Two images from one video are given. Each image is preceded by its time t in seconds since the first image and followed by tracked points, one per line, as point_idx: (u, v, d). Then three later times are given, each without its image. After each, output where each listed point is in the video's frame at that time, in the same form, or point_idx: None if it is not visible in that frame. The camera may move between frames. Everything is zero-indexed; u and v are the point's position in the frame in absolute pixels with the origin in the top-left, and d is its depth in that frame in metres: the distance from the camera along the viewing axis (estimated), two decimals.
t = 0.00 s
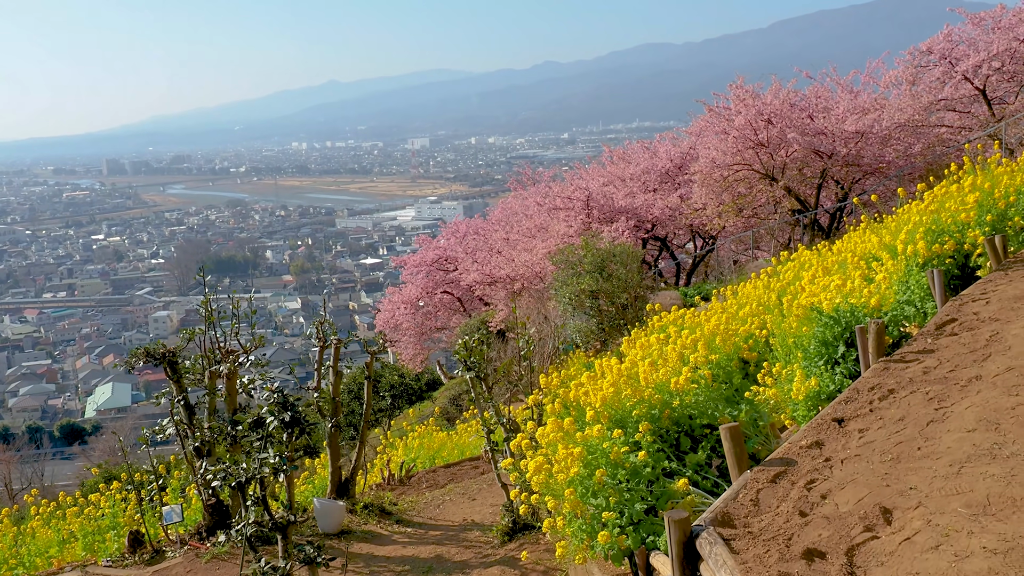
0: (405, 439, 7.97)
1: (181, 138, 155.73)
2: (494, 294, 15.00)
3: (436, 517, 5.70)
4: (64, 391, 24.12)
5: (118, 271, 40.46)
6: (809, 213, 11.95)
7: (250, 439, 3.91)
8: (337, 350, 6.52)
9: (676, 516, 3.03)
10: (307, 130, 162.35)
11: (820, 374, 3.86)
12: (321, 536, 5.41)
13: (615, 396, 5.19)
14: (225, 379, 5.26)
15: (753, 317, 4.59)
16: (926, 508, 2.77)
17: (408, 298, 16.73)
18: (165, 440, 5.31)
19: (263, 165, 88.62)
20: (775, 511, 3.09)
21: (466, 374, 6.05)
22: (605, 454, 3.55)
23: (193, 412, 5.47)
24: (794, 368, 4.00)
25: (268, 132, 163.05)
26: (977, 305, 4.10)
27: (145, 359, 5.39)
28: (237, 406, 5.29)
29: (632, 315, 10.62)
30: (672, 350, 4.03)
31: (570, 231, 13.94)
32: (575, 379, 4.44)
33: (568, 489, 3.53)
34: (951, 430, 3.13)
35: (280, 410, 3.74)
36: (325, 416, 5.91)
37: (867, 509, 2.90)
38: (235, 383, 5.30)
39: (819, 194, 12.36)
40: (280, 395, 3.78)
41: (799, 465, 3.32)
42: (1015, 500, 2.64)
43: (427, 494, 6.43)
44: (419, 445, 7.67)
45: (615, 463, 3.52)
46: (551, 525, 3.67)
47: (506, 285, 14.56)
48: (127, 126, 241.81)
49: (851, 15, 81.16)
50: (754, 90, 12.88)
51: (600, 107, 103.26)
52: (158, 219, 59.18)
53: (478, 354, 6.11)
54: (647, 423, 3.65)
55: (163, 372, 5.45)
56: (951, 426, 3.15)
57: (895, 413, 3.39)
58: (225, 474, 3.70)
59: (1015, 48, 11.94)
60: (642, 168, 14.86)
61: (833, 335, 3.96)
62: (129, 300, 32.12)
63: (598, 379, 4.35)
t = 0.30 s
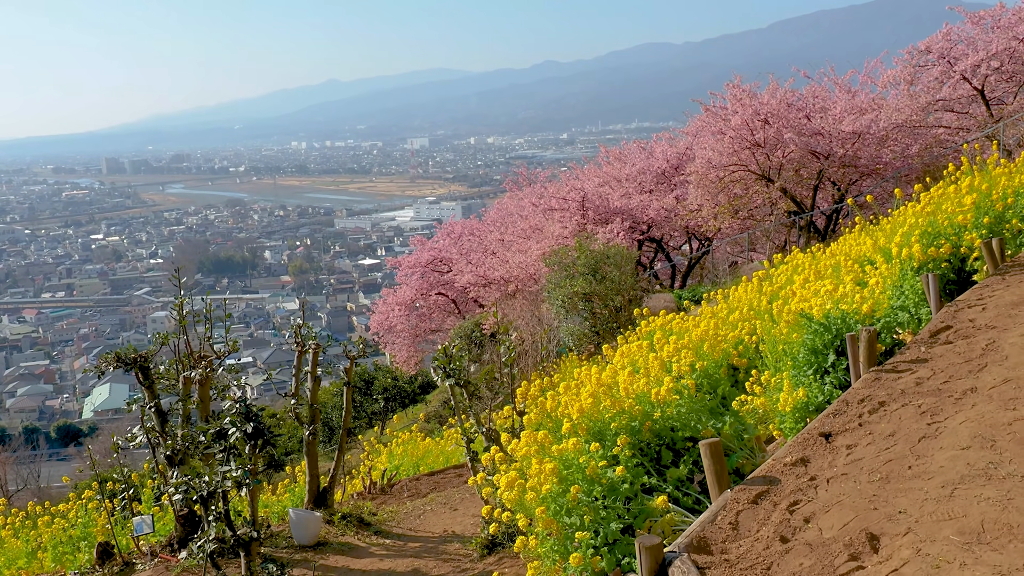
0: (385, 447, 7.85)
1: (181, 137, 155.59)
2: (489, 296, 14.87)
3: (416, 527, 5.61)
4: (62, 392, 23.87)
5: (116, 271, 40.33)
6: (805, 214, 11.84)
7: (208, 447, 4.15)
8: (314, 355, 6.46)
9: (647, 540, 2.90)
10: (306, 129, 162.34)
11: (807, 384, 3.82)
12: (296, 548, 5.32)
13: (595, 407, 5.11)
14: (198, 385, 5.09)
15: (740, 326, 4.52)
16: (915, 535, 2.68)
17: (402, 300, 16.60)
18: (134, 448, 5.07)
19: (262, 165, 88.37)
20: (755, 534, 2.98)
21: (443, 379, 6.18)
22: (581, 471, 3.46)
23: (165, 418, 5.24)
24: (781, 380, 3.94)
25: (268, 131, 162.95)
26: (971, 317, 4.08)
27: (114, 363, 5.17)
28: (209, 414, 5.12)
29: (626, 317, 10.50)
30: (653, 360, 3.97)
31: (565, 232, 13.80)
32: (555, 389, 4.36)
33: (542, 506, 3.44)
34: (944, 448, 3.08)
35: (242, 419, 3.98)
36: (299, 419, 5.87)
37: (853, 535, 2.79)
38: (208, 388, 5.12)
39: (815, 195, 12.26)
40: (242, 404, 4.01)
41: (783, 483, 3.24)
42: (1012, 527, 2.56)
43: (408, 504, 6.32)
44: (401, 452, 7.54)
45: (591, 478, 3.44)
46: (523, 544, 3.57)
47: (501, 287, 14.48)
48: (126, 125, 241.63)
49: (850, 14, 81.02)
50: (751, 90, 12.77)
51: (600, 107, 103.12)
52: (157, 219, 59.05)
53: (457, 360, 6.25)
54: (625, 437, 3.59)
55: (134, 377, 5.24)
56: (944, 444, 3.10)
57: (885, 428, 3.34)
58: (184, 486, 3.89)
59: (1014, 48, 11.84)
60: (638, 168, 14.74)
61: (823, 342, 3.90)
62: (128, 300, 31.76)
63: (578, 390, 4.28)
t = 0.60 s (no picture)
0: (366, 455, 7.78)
1: (182, 137, 155.33)
2: (484, 298, 14.75)
3: (398, 539, 5.52)
4: (61, 392, 23.51)
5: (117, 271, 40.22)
6: (804, 215, 11.72)
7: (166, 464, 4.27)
8: (293, 361, 6.36)
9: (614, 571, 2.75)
10: (306, 130, 162.23)
11: (795, 397, 3.76)
12: (272, 561, 5.22)
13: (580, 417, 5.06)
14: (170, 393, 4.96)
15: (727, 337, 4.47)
16: (904, 564, 2.55)
17: (397, 302, 16.47)
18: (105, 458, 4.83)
19: (262, 165, 88.26)
20: (735, 560, 2.87)
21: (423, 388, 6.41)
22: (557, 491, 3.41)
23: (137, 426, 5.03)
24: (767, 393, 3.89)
25: (268, 132, 162.77)
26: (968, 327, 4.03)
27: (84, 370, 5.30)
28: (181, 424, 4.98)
29: (621, 320, 10.44)
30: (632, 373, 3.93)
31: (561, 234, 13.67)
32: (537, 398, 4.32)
33: (513, 528, 3.44)
34: (937, 468, 2.99)
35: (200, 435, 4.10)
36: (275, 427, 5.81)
37: (839, 565, 2.66)
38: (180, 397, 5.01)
39: (813, 196, 12.15)
40: (200, 419, 4.14)
41: (766, 506, 3.14)
42: (1009, 558, 2.44)
43: (391, 514, 6.19)
44: (386, 459, 7.49)
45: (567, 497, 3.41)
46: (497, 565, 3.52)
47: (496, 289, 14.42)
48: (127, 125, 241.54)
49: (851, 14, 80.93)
50: (748, 90, 12.61)
51: (599, 107, 103.04)
52: (157, 220, 58.88)
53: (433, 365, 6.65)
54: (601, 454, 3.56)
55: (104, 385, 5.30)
56: (937, 464, 3.01)
57: (876, 447, 3.25)
58: (145, 503, 3.84)
59: (1015, 48, 11.73)
60: (635, 169, 14.62)
61: (813, 352, 3.85)
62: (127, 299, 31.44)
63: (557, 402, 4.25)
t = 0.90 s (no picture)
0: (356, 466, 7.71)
1: (184, 138, 155.17)
2: (481, 299, 14.63)
3: (379, 552, 5.43)
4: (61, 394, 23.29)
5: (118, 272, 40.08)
6: (804, 217, 11.60)
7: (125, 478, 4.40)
8: (270, 369, 6.21)
9: None
10: (308, 130, 162.09)
11: (785, 411, 3.69)
12: None
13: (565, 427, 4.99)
14: (140, 404, 4.73)
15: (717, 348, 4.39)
16: None
17: (394, 303, 16.35)
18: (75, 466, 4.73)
19: (263, 166, 88.26)
20: None
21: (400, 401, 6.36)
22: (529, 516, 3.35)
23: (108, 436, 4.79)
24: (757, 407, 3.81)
25: (269, 132, 162.70)
26: (967, 337, 3.92)
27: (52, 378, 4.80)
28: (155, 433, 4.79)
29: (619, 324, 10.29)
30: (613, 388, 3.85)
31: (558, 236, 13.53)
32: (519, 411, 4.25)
33: (483, 553, 3.39)
34: (933, 495, 2.88)
35: (157, 453, 4.15)
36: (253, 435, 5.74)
37: None
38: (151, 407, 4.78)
39: (814, 197, 12.04)
40: (156, 435, 4.16)
41: (748, 534, 3.03)
42: None
43: (375, 526, 6.08)
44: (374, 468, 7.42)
45: (541, 520, 3.36)
46: None
47: (494, 291, 14.30)
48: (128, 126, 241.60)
49: (851, 14, 80.93)
50: (746, 91, 12.46)
51: (600, 107, 103.06)
52: (158, 220, 58.77)
53: (415, 381, 6.98)
54: (577, 475, 3.49)
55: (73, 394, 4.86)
56: (933, 490, 2.90)
57: (868, 469, 3.15)
58: (102, 522, 4.24)
59: (1017, 48, 11.60)
60: (633, 170, 14.50)
61: (804, 364, 3.75)
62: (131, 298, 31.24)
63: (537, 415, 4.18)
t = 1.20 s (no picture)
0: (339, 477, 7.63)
1: (187, 138, 155.14)
2: (480, 301, 14.51)
3: (363, 567, 5.32)
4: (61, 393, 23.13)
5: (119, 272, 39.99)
6: (805, 219, 11.50)
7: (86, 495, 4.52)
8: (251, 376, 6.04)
9: None
10: (310, 130, 162.02)
11: (780, 428, 3.59)
12: None
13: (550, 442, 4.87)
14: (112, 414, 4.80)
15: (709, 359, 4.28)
16: None
17: (392, 304, 16.24)
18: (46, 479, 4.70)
19: (264, 166, 88.06)
20: None
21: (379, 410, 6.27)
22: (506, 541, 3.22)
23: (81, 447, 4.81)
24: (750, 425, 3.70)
25: (272, 132, 162.66)
26: (970, 348, 3.85)
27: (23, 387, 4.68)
28: (128, 443, 4.75)
29: (619, 325, 10.20)
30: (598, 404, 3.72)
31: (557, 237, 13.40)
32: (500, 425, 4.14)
33: None
34: (936, 525, 2.76)
35: (116, 472, 4.35)
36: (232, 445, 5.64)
37: None
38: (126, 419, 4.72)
39: (815, 198, 11.91)
40: (114, 453, 4.37)
41: (737, 562, 2.90)
42: None
43: (360, 538, 5.97)
44: (360, 479, 7.33)
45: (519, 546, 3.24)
46: None
47: (492, 292, 14.17)
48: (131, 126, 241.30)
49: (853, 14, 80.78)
50: (746, 92, 12.32)
51: (602, 108, 102.93)
52: (159, 220, 58.69)
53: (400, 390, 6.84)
54: (557, 496, 3.38)
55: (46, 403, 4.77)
56: (935, 519, 2.78)
57: (865, 494, 3.03)
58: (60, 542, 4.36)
59: (1020, 48, 11.48)
60: (633, 171, 14.39)
61: (799, 377, 3.66)
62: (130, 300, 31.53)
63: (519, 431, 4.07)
